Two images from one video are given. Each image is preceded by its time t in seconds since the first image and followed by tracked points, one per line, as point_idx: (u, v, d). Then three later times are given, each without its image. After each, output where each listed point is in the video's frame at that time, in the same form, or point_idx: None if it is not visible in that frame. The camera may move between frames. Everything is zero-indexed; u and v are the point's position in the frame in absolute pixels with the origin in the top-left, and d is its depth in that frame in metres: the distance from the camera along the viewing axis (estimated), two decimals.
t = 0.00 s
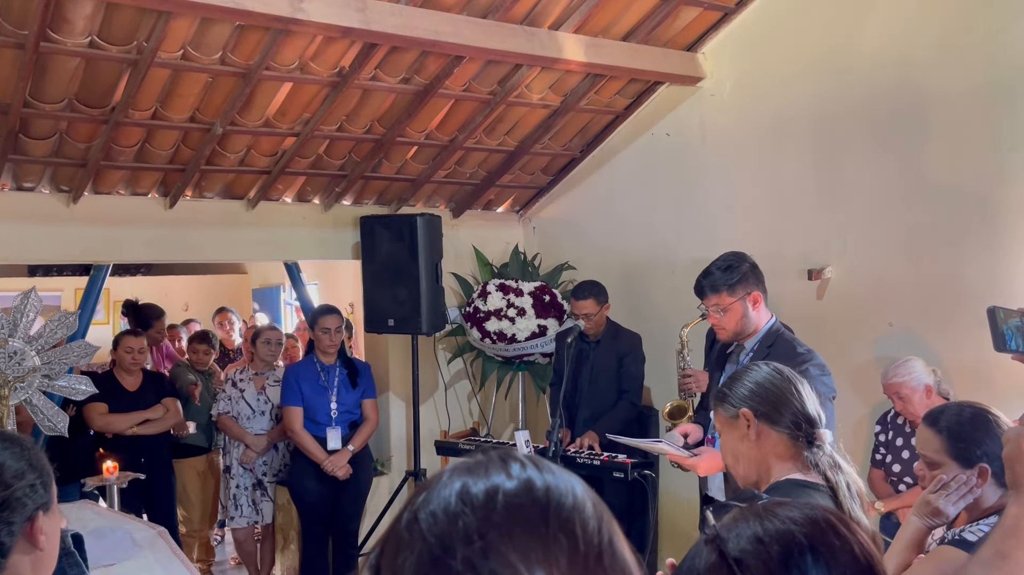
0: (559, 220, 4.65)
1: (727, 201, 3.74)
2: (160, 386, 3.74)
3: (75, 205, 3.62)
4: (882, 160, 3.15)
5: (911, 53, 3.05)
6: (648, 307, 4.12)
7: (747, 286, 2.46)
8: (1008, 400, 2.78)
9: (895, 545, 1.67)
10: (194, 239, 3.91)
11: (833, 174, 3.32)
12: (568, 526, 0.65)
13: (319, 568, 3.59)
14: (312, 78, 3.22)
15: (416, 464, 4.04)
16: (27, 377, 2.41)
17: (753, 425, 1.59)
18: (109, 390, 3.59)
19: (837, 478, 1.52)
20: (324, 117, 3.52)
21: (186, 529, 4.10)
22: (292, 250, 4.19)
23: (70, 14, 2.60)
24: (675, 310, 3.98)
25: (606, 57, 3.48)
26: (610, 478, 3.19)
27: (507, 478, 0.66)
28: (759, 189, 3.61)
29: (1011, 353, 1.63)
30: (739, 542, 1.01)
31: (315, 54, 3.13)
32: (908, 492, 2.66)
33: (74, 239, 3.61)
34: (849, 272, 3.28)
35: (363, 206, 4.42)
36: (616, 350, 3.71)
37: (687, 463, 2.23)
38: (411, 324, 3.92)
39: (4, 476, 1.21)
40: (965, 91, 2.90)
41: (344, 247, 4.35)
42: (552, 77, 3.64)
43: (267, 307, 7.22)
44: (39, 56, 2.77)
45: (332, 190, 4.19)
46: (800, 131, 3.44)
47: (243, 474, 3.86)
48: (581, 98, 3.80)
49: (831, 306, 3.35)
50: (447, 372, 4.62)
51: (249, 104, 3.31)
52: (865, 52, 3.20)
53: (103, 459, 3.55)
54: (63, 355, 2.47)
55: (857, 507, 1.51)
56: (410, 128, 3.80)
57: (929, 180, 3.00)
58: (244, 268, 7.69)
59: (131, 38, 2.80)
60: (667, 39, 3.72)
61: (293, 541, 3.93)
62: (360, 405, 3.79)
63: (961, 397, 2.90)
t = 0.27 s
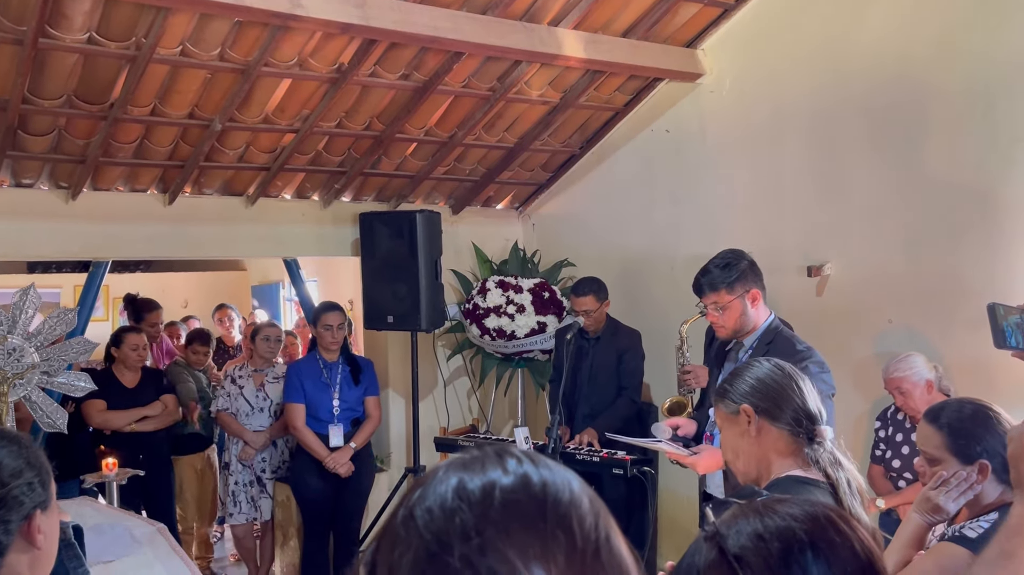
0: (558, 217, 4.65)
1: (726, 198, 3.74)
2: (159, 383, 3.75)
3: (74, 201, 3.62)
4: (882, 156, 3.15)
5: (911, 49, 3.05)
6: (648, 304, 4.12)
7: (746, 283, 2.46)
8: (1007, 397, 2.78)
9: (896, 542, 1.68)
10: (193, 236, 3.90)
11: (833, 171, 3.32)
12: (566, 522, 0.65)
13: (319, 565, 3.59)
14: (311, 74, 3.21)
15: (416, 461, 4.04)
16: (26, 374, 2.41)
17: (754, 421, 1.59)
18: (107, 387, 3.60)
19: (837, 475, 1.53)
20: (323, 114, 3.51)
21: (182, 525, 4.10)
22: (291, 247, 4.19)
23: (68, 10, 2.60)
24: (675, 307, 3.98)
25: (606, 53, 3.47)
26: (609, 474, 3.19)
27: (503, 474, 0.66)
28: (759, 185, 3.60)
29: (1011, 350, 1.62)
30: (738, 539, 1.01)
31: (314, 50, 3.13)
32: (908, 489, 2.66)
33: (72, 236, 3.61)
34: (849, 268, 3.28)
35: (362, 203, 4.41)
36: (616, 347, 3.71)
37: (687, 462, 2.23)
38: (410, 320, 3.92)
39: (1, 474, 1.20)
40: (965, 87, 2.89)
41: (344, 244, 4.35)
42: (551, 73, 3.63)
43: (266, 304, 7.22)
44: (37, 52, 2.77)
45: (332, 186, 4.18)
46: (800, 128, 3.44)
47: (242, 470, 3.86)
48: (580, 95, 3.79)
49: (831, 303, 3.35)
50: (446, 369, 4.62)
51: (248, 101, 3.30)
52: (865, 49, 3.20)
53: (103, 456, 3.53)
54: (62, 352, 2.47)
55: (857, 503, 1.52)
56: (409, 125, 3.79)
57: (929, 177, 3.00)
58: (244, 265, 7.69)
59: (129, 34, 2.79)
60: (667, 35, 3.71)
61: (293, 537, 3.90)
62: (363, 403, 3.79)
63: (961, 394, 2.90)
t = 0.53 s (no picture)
0: (558, 214, 4.65)
1: (726, 194, 3.74)
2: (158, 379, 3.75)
3: (73, 197, 3.61)
4: (882, 153, 3.14)
5: (911, 45, 3.04)
6: (648, 300, 4.12)
7: (743, 280, 2.45)
8: (1006, 393, 2.78)
9: (896, 539, 1.68)
10: (192, 232, 3.90)
11: (833, 167, 3.32)
12: (560, 512, 0.64)
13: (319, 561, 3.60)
14: (310, 71, 3.21)
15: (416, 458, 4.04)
16: (25, 370, 2.41)
17: (754, 417, 1.59)
18: (107, 383, 3.61)
19: (838, 471, 1.52)
20: (322, 110, 3.51)
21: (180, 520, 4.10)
22: (291, 244, 4.18)
23: (66, 6, 2.59)
24: (674, 303, 3.97)
25: (605, 49, 3.47)
26: (609, 471, 3.19)
27: (497, 466, 0.66)
28: (759, 182, 3.60)
29: (1011, 347, 1.62)
30: (738, 535, 1.01)
31: (313, 46, 3.12)
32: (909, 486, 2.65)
33: (71, 232, 3.60)
34: (849, 265, 3.28)
35: (362, 199, 4.41)
36: (615, 343, 3.71)
37: (685, 458, 2.23)
38: (410, 317, 3.92)
39: (4, 469, 1.20)
40: (965, 83, 2.88)
41: (343, 240, 4.35)
42: (551, 69, 3.63)
43: (266, 301, 7.22)
44: (36, 48, 2.76)
45: (331, 183, 4.18)
46: (800, 124, 3.43)
47: (242, 467, 3.85)
48: (580, 91, 3.79)
49: (831, 300, 3.34)
50: (446, 366, 4.62)
51: (248, 97, 3.30)
52: (866, 45, 3.19)
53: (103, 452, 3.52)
54: (61, 348, 2.47)
55: (858, 500, 1.51)
56: (409, 121, 3.79)
57: (929, 174, 3.00)
58: (243, 261, 7.69)
59: (128, 30, 2.78)
60: (667, 31, 3.71)
61: (293, 533, 3.99)
62: (364, 400, 3.78)
63: (961, 391, 2.90)
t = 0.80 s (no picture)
0: (557, 210, 4.65)
1: (726, 191, 3.73)
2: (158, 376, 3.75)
3: (72, 193, 3.61)
4: (882, 150, 3.14)
5: (911, 42, 3.04)
6: (647, 297, 4.12)
7: (741, 276, 2.45)
8: (1005, 390, 2.78)
9: (896, 536, 1.69)
10: (191, 229, 3.89)
11: (833, 164, 3.31)
12: (557, 508, 0.64)
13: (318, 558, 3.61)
14: (310, 67, 3.20)
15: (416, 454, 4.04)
16: (25, 367, 2.41)
17: (753, 414, 1.59)
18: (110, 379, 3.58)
19: (837, 467, 1.52)
20: (321, 106, 3.50)
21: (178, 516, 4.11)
22: (290, 240, 4.18)
23: (65, 2, 2.58)
24: (674, 301, 3.97)
25: (605, 46, 3.46)
26: (608, 468, 3.19)
27: (495, 461, 0.65)
28: (759, 179, 3.60)
29: (1011, 344, 1.62)
30: (737, 530, 1.01)
31: (313, 42, 3.11)
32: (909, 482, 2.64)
33: (70, 228, 3.60)
34: (848, 261, 3.28)
35: (361, 196, 4.40)
36: (614, 340, 3.71)
37: (680, 454, 2.24)
38: (409, 314, 3.91)
39: (7, 466, 1.20)
40: (966, 79, 2.88)
41: (342, 237, 4.34)
42: (550, 66, 3.62)
43: (265, 297, 7.22)
44: (35, 44, 2.75)
45: (331, 179, 4.17)
46: (800, 120, 3.43)
47: (241, 464, 3.87)
48: (579, 88, 3.78)
49: (830, 297, 3.34)
50: (445, 363, 4.62)
51: (247, 93, 3.29)
52: (866, 42, 3.19)
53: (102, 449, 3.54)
54: (61, 345, 2.47)
55: (856, 496, 1.51)
56: (408, 118, 3.78)
57: (929, 171, 3.00)
58: (242, 258, 7.69)
59: (127, 26, 2.78)
60: (667, 28, 3.70)
61: (292, 531, 3.89)
62: (363, 397, 3.78)
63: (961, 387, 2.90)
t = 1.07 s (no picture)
0: (556, 208, 4.65)
1: (726, 188, 3.73)
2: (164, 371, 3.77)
3: (71, 190, 3.60)
4: (882, 147, 3.14)
5: (911, 39, 3.04)
6: (646, 295, 4.12)
7: (740, 271, 2.46)
8: (1004, 387, 2.79)
9: (893, 533, 1.69)
10: (190, 225, 3.89)
11: (833, 161, 3.31)
12: (562, 504, 0.64)
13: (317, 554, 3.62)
14: (309, 63, 3.20)
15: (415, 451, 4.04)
16: (24, 363, 2.41)
17: (752, 411, 1.59)
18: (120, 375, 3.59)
19: (835, 465, 1.52)
20: (320, 103, 3.50)
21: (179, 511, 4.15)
22: (289, 237, 4.18)
23: None
24: (673, 298, 3.98)
25: (605, 43, 3.46)
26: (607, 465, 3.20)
27: (501, 457, 0.66)
28: (758, 176, 3.60)
29: (1010, 342, 1.62)
30: (734, 527, 1.02)
31: (312, 39, 3.11)
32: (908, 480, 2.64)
33: (70, 225, 3.59)
34: (848, 258, 3.28)
35: (360, 192, 4.40)
36: (612, 337, 3.71)
37: (676, 450, 2.23)
38: (408, 311, 3.91)
39: (7, 464, 1.20)
40: (966, 77, 2.88)
41: (342, 234, 4.34)
42: (550, 63, 3.62)
43: (264, 295, 7.22)
44: (34, 41, 2.75)
45: (330, 176, 4.16)
46: (800, 117, 3.43)
47: (240, 461, 3.87)
48: (579, 85, 3.78)
49: (829, 295, 3.35)
50: (445, 360, 4.62)
51: (246, 90, 3.29)
52: (866, 38, 3.19)
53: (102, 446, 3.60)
54: (60, 342, 2.47)
55: (854, 493, 1.51)
56: (407, 115, 3.78)
57: (929, 168, 3.00)
58: (242, 255, 7.69)
59: (126, 22, 2.77)
60: (667, 24, 3.70)
61: (291, 527, 3.91)
62: (360, 394, 3.78)
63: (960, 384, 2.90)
